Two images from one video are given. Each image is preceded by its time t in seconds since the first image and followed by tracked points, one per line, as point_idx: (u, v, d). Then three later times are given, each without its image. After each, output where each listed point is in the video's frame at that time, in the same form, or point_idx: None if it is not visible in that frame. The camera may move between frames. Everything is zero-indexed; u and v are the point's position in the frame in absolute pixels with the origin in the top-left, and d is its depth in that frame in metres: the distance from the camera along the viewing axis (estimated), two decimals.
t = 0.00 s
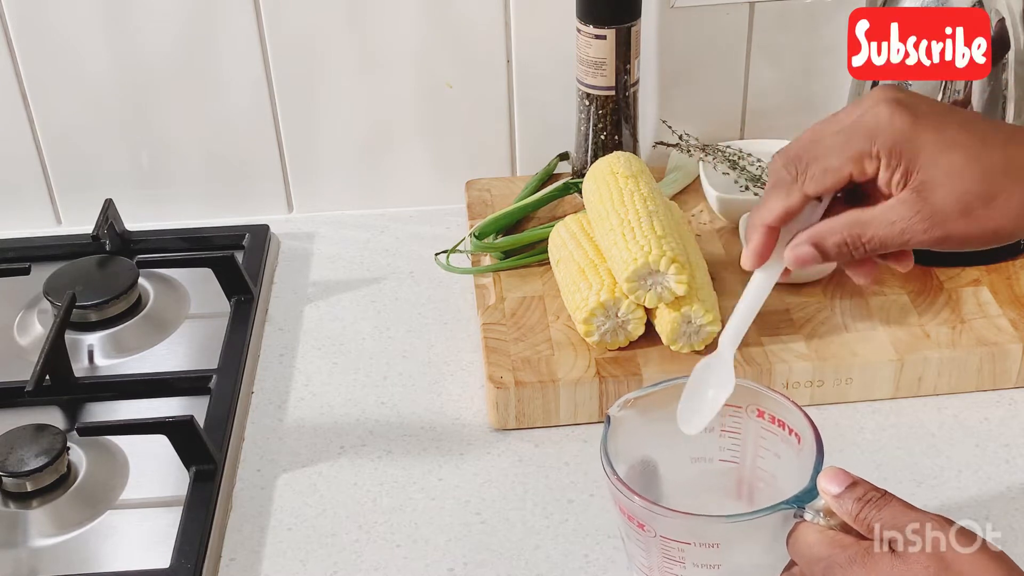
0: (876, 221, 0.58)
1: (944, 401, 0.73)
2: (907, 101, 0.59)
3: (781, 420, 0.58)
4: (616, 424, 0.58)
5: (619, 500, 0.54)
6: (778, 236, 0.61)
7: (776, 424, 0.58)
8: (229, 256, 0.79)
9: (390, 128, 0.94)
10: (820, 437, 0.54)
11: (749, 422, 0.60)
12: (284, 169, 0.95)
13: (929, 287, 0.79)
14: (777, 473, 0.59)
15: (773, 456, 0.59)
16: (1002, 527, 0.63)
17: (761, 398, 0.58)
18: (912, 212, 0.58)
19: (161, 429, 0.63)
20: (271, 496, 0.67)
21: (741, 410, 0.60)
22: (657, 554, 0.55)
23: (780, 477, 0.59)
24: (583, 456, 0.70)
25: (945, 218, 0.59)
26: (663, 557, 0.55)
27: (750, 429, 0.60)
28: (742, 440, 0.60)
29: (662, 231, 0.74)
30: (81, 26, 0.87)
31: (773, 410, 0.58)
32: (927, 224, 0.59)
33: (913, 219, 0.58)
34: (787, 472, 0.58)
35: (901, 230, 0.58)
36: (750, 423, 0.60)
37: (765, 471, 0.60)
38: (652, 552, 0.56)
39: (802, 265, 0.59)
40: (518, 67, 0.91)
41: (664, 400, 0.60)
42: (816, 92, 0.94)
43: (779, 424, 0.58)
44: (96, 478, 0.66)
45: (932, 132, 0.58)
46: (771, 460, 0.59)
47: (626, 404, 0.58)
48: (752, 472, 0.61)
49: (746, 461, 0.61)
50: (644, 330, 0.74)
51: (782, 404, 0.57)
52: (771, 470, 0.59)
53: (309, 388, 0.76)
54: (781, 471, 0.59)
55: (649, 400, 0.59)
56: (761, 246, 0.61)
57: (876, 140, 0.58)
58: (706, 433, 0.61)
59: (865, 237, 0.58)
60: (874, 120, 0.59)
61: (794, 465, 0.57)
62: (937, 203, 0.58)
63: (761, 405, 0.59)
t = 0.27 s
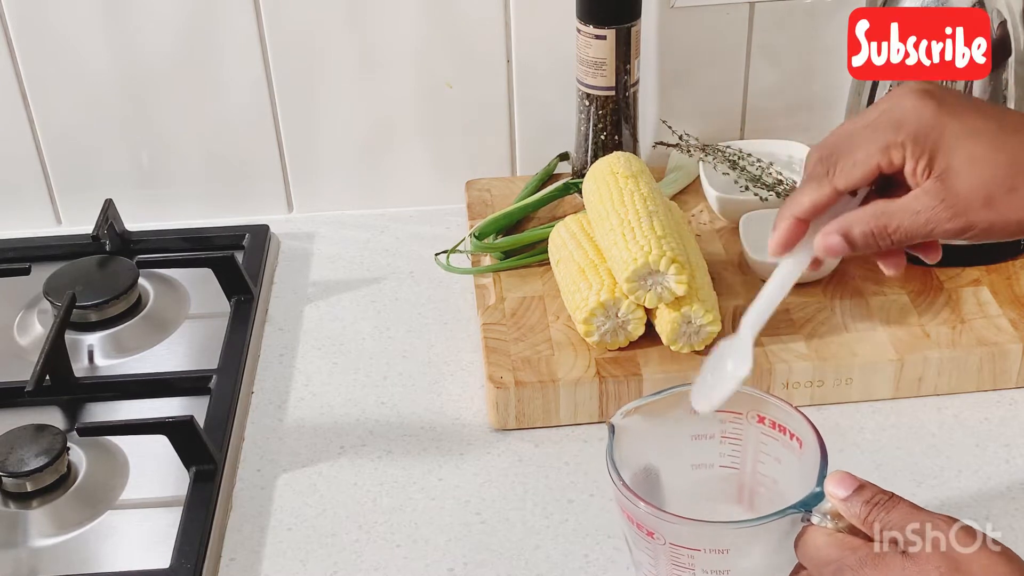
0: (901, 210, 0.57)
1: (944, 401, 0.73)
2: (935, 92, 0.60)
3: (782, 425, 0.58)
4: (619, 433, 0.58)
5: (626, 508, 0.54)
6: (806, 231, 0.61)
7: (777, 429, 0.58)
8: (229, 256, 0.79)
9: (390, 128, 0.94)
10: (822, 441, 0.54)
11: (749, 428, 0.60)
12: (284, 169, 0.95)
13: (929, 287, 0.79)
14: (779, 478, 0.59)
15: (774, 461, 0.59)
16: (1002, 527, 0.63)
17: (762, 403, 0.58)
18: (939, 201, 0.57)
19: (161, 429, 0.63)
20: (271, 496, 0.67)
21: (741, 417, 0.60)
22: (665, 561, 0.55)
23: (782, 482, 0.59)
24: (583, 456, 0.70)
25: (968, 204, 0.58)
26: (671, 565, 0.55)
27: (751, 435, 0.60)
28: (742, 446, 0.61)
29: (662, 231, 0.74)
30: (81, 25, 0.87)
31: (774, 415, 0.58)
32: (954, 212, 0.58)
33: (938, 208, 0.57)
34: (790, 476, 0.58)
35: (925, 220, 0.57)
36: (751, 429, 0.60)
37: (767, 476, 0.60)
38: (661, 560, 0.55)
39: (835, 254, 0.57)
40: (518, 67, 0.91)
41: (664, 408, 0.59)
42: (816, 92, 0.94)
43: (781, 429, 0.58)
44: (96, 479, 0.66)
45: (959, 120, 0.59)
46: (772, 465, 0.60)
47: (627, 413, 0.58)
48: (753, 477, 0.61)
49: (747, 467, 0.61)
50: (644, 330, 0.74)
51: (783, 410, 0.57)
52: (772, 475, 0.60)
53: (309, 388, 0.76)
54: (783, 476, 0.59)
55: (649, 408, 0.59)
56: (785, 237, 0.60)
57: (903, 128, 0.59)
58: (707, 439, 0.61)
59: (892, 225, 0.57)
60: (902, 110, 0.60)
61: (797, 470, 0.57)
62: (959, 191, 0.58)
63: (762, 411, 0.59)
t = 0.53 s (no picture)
0: (938, 217, 0.60)
1: (944, 401, 0.73)
2: (978, 107, 0.64)
3: (780, 432, 0.58)
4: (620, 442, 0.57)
5: (632, 516, 0.54)
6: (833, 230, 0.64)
7: (775, 436, 0.58)
8: (229, 257, 0.79)
9: (390, 128, 0.94)
10: (822, 447, 0.54)
11: (747, 434, 0.60)
12: (284, 169, 0.95)
13: (929, 287, 0.79)
14: (777, 484, 0.60)
15: (772, 467, 0.60)
16: (1002, 527, 0.63)
17: (760, 411, 0.58)
18: (973, 212, 0.61)
19: (161, 429, 0.63)
20: (271, 496, 0.67)
21: (738, 423, 0.60)
22: (672, 569, 0.55)
23: (781, 487, 0.59)
24: (583, 456, 0.70)
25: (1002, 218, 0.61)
26: (677, 572, 0.55)
27: (748, 441, 0.60)
28: (740, 452, 0.61)
29: (662, 231, 0.74)
30: (81, 25, 0.87)
31: (772, 422, 0.58)
32: (989, 226, 0.61)
33: (974, 220, 0.61)
34: (789, 483, 0.58)
35: (959, 228, 0.61)
36: (748, 435, 0.60)
37: (765, 481, 0.60)
38: (666, 567, 0.55)
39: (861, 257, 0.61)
40: (518, 67, 0.91)
41: (661, 416, 0.59)
42: (816, 92, 0.94)
43: (779, 435, 0.58)
44: (96, 479, 0.66)
45: (996, 136, 0.62)
46: (771, 471, 0.60)
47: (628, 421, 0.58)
48: (752, 483, 0.61)
49: (745, 473, 0.61)
50: (644, 330, 0.74)
51: (780, 416, 0.57)
52: (770, 481, 0.60)
53: (309, 388, 0.76)
54: (781, 481, 0.59)
55: (647, 418, 0.58)
56: (812, 231, 0.64)
57: (942, 139, 0.62)
58: (705, 445, 0.61)
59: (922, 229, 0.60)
60: (947, 120, 0.63)
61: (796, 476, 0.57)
62: (999, 205, 0.61)
63: (759, 417, 0.59)
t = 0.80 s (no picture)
0: (947, 225, 0.57)
1: (944, 401, 0.73)
2: (988, 128, 0.59)
3: (769, 429, 0.58)
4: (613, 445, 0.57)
5: (634, 519, 0.54)
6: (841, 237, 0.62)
7: (764, 433, 0.59)
8: (229, 256, 0.79)
9: (391, 128, 0.94)
10: (821, 452, 0.54)
11: (734, 432, 0.60)
12: (285, 169, 0.95)
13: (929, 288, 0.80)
14: (764, 480, 0.60)
15: (759, 464, 0.60)
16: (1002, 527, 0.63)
17: (750, 409, 0.59)
18: (979, 218, 0.57)
19: (161, 429, 0.63)
20: (271, 496, 0.67)
21: (725, 422, 0.60)
22: (675, 571, 0.55)
23: (769, 483, 0.60)
24: (583, 456, 0.70)
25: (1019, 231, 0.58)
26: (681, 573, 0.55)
27: (736, 439, 0.60)
28: (727, 450, 0.61)
29: (662, 231, 0.74)
30: (81, 25, 0.87)
31: (762, 420, 0.58)
32: (993, 229, 0.58)
33: (979, 225, 0.57)
34: (778, 478, 0.59)
35: (970, 240, 0.58)
36: (736, 433, 0.60)
37: (751, 478, 0.61)
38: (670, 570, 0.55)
39: (862, 259, 0.62)
40: (518, 67, 0.91)
41: (652, 417, 0.59)
42: (817, 92, 0.94)
43: (768, 432, 0.59)
44: (96, 479, 0.66)
45: (999, 148, 0.58)
46: (757, 468, 0.60)
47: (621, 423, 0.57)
48: (738, 481, 0.62)
49: (731, 471, 0.62)
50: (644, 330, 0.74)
51: (772, 413, 0.58)
52: (757, 477, 0.61)
53: (309, 388, 0.76)
54: (769, 477, 0.60)
55: (638, 419, 0.58)
56: (818, 232, 0.61)
57: (949, 158, 0.60)
58: (695, 445, 0.61)
59: (933, 239, 0.58)
60: (949, 140, 0.60)
61: (787, 473, 0.58)
62: (1002, 207, 0.57)
63: (748, 416, 0.59)
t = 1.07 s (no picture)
0: None
1: (944, 401, 0.73)
2: None
3: (770, 429, 0.58)
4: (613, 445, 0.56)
5: (634, 519, 0.54)
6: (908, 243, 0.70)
7: (764, 433, 0.59)
8: (229, 256, 0.79)
9: (391, 128, 0.94)
10: (821, 450, 0.54)
11: (733, 433, 0.60)
12: (285, 169, 0.95)
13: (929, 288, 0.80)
14: (764, 479, 0.60)
15: (759, 464, 0.60)
16: (1001, 527, 0.63)
17: (750, 409, 0.59)
18: None
19: (161, 429, 0.63)
20: (271, 496, 0.67)
21: (726, 422, 0.60)
22: (676, 571, 0.55)
23: (769, 483, 0.60)
24: (583, 456, 0.70)
25: None
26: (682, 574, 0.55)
27: (736, 439, 0.60)
28: (727, 450, 0.61)
29: (662, 231, 0.74)
30: (82, 25, 0.87)
31: (762, 420, 0.58)
32: None
33: None
34: (779, 479, 0.59)
35: None
36: (736, 433, 0.60)
37: (751, 478, 0.61)
38: (671, 570, 0.55)
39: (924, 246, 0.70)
40: (518, 67, 0.91)
41: (651, 418, 0.59)
42: (817, 92, 0.94)
43: (768, 433, 0.59)
44: (96, 479, 0.66)
45: None
46: (757, 468, 0.60)
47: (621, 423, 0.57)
48: (737, 480, 0.62)
49: (731, 471, 0.62)
50: (644, 330, 0.74)
51: (772, 413, 0.58)
52: (757, 477, 0.61)
53: (310, 388, 0.76)
54: (769, 477, 0.60)
55: (637, 420, 0.58)
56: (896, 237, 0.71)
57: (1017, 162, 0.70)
58: (695, 445, 0.61)
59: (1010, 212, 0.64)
60: None
61: (788, 473, 0.58)
62: None
63: (749, 416, 0.59)
